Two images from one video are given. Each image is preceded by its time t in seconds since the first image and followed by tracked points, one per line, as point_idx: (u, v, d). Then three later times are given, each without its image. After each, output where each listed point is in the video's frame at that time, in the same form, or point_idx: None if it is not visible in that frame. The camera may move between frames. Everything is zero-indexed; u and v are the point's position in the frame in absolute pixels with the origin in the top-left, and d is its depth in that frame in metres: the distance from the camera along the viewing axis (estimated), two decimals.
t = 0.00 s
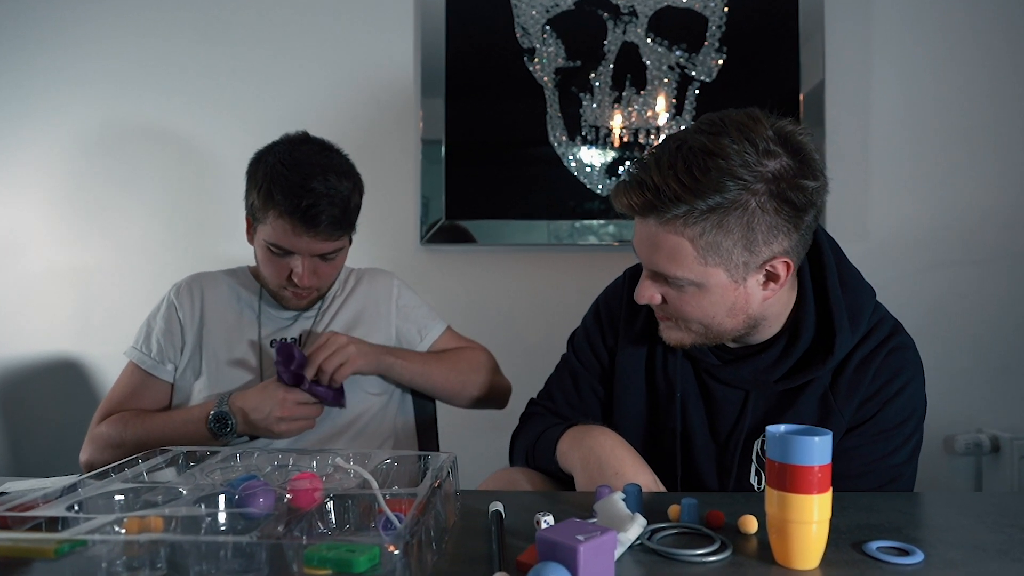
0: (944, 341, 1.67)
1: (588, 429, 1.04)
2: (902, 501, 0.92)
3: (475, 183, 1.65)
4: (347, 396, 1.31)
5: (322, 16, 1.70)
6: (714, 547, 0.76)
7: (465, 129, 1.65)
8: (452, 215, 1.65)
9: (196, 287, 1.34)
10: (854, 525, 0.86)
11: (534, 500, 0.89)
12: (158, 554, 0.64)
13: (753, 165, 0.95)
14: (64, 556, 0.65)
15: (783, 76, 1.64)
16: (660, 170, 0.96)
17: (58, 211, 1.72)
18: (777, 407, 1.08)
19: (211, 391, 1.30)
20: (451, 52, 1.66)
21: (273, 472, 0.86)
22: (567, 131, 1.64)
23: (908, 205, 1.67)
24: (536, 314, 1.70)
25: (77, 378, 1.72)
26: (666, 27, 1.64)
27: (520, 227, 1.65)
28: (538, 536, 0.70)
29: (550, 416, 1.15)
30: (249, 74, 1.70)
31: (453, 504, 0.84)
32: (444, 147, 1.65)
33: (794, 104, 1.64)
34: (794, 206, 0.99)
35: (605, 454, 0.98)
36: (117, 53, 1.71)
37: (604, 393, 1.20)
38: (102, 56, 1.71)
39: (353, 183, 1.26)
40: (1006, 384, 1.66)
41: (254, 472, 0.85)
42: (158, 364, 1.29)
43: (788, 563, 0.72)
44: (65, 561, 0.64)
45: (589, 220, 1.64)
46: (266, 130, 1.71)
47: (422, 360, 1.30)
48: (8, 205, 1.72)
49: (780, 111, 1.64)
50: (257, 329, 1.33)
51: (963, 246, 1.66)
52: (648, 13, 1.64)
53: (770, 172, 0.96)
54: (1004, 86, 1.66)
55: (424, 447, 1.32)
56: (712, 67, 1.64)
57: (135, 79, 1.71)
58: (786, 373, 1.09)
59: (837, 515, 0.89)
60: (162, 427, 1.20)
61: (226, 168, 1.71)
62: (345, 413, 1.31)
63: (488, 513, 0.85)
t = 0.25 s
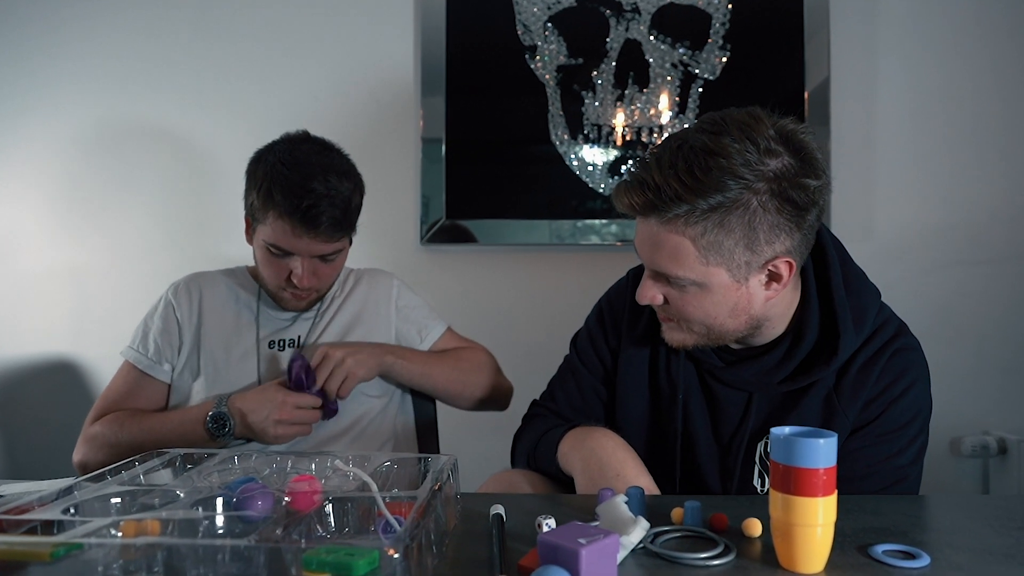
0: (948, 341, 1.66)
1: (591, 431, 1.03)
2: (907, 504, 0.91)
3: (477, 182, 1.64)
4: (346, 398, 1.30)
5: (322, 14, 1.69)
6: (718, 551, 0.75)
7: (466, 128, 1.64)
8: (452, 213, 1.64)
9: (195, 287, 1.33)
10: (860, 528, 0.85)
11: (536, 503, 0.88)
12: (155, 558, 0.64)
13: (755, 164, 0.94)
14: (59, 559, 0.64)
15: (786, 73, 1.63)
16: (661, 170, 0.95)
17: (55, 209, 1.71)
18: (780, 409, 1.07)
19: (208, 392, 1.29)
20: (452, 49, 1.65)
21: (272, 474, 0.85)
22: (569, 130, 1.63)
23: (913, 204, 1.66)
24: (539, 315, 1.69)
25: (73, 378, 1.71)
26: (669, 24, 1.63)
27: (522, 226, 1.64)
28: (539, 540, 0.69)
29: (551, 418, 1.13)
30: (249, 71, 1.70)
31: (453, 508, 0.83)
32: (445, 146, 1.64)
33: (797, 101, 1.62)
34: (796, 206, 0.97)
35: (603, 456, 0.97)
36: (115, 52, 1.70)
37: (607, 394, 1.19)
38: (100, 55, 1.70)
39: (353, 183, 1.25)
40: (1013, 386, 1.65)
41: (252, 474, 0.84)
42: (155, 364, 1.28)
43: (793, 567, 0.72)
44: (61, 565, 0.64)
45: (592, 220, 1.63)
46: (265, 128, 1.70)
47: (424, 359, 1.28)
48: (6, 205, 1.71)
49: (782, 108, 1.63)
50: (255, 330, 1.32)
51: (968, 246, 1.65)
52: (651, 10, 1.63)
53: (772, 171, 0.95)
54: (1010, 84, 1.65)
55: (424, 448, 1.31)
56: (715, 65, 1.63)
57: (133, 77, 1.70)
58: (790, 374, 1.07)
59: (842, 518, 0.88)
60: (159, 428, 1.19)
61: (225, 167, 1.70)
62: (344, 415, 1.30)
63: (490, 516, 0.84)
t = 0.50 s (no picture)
0: (951, 341, 1.65)
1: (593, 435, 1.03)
2: (912, 507, 0.90)
3: (478, 181, 1.63)
4: (346, 399, 1.30)
5: (322, 11, 1.68)
6: (721, 554, 0.74)
7: (467, 127, 1.63)
8: (453, 213, 1.63)
9: (192, 286, 1.32)
10: (865, 530, 0.84)
11: (538, 506, 0.88)
12: (151, 561, 0.64)
13: (776, 143, 0.96)
14: (55, 563, 0.63)
15: (789, 71, 1.61)
16: (687, 151, 0.96)
17: (52, 206, 1.70)
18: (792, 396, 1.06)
19: (206, 394, 1.28)
20: (452, 46, 1.64)
21: (270, 477, 0.84)
22: (571, 128, 1.62)
23: (918, 203, 1.65)
24: (541, 316, 1.68)
25: (69, 378, 1.70)
26: (672, 22, 1.62)
27: (523, 226, 1.63)
28: (540, 543, 0.68)
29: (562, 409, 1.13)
30: (249, 70, 1.69)
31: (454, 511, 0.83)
32: (445, 144, 1.63)
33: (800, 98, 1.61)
34: (814, 186, 1.00)
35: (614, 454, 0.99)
36: (113, 50, 1.69)
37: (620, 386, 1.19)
38: (98, 53, 1.69)
39: (354, 183, 1.24)
40: (1020, 387, 1.64)
41: (250, 477, 0.83)
42: (152, 365, 1.27)
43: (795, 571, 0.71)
44: (57, 568, 0.63)
45: (594, 219, 1.62)
46: (265, 127, 1.69)
47: (423, 359, 1.28)
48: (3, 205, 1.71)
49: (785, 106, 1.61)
50: (254, 330, 1.31)
51: (974, 245, 1.64)
52: (654, 8, 1.62)
53: (793, 149, 0.97)
54: (1016, 82, 1.64)
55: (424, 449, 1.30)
56: (719, 63, 1.62)
57: (131, 76, 1.69)
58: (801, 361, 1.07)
59: (847, 521, 0.87)
60: (156, 430, 1.18)
61: (225, 166, 1.69)
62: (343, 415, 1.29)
63: (491, 519, 0.83)
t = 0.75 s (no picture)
0: (957, 342, 1.63)
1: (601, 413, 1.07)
2: (919, 510, 0.89)
3: (479, 181, 1.62)
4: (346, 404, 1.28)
5: (321, 8, 1.67)
6: (726, 558, 0.73)
7: (468, 125, 1.62)
8: (453, 212, 1.62)
9: (190, 287, 1.32)
10: (872, 533, 0.83)
11: (540, 509, 0.86)
12: (147, 566, 0.63)
13: (807, 126, 1.10)
14: (50, 568, 0.62)
15: (792, 68, 1.60)
16: (729, 129, 1.10)
17: (48, 205, 1.69)
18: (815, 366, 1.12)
19: (203, 395, 1.27)
20: (452, 43, 1.62)
21: (268, 480, 0.83)
22: (573, 126, 1.61)
23: (923, 203, 1.63)
24: (542, 316, 1.67)
25: (65, 379, 1.69)
26: (676, 19, 1.61)
27: (524, 226, 1.61)
28: (542, 547, 0.67)
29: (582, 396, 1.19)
30: (249, 67, 1.68)
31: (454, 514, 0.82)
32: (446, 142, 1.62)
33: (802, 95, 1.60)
34: (837, 168, 1.13)
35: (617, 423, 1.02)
36: (111, 48, 1.68)
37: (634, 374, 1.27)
38: (96, 51, 1.68)
39: (355, 181, 1.22)
40: None
41: (248, 480, 0.82)
42: (147, 368, 1.26)
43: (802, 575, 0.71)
44: (52, 572, 0.62)
45: (596, 219, 1.61)
46: (265, 126, 1.68)
47: (420, 361, 1.27)
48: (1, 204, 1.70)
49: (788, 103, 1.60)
50: (251, 331, 1.30)
51: (980, 245, 1.63)
52: (656, 5, 1.61)
53: (822, 132, 1.11)
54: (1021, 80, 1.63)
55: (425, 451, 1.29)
56: (722, 60, 1.60)
57: (129, 74, 1.68)
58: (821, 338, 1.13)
59: (853, 524, 0.86)
60: (152, 431, 1.17)
61: (224, 165, 1.68)
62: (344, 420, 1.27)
63: (492, 522, 0.82)
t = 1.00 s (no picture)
0: (963, 344, 1.62)
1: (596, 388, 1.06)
2: (925, 513, 0.88)
3: (481, 180, 1.61)
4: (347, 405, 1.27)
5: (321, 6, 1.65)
6: (729, 561, 0.72)
7: (469, 124, 1.61)
8: (454, 211, 1.61)
9: (186, 285, 1.31)
10: (878, 537, 0.82)
11: (542, 512, 0.86)
12: (144, 569, 0.62)
13: (824, 118, 1.12)
14: (46, 571, 0.61)
15: (796, 65, 1.59)
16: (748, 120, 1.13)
17: (47, 203, 1.68)
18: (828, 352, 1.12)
19: (199, 392, 1.27)
20: (454, 40, 1.61)
21: (267, 482, 0.82)
22: (575, 125, 1.61)
23: (928, 202, 1.62)
24: (544, 317, 1.66)
25: (62, 379, 1.68)
26: (679, 16, 1.60)
27: (526, 226, 1.61)
28: (543, 550, 0.66)
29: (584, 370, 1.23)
30: (248, 66, 1.66)
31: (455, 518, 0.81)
32: (447, 141, 1.61)
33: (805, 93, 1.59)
34: (853, 161, 1.15)
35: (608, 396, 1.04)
36: (110, 46, 1.68)
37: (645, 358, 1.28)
38: (94, 50, 1.68)
39: (355, 174, 1.22)
40: None
41: (246, 483, 0.81)
42: (144, 366, 1.26)
43: None
44: None
45: (598, 219, 1.60)
46: (265, 124, 1.67)
47: (422, 364, 1.26)
48: None
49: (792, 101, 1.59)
50: (249, 330, 1.29)
51: (985, 245, 1.62)
52: (659, 2, 1.60)
53: (839, 125, 1.13)
54: None
55: (426, 453, 1.28)
56: (726, 58, 1.59)
57: (128, 73, 1.68)
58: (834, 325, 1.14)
59: (858, 527, 0.85)
60: (149, 430, 1.16)
61: (223, 164, 1.67)
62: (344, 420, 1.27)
63: (492, 525, 0.81)
